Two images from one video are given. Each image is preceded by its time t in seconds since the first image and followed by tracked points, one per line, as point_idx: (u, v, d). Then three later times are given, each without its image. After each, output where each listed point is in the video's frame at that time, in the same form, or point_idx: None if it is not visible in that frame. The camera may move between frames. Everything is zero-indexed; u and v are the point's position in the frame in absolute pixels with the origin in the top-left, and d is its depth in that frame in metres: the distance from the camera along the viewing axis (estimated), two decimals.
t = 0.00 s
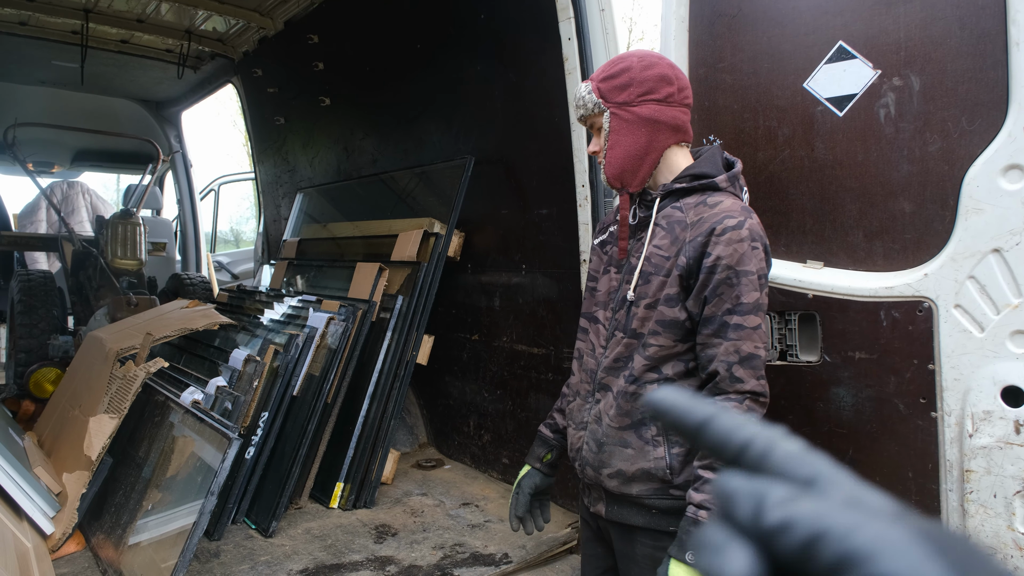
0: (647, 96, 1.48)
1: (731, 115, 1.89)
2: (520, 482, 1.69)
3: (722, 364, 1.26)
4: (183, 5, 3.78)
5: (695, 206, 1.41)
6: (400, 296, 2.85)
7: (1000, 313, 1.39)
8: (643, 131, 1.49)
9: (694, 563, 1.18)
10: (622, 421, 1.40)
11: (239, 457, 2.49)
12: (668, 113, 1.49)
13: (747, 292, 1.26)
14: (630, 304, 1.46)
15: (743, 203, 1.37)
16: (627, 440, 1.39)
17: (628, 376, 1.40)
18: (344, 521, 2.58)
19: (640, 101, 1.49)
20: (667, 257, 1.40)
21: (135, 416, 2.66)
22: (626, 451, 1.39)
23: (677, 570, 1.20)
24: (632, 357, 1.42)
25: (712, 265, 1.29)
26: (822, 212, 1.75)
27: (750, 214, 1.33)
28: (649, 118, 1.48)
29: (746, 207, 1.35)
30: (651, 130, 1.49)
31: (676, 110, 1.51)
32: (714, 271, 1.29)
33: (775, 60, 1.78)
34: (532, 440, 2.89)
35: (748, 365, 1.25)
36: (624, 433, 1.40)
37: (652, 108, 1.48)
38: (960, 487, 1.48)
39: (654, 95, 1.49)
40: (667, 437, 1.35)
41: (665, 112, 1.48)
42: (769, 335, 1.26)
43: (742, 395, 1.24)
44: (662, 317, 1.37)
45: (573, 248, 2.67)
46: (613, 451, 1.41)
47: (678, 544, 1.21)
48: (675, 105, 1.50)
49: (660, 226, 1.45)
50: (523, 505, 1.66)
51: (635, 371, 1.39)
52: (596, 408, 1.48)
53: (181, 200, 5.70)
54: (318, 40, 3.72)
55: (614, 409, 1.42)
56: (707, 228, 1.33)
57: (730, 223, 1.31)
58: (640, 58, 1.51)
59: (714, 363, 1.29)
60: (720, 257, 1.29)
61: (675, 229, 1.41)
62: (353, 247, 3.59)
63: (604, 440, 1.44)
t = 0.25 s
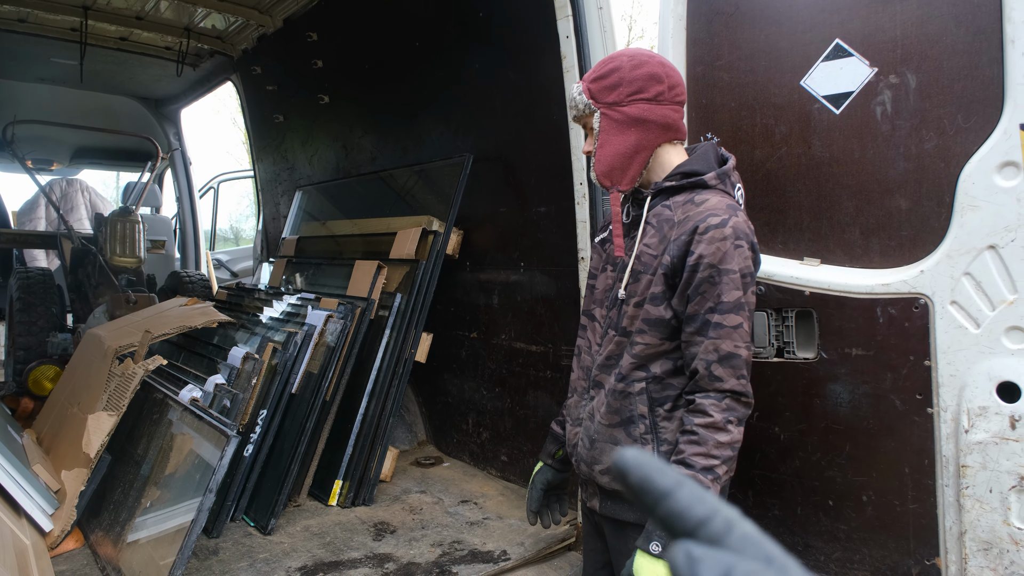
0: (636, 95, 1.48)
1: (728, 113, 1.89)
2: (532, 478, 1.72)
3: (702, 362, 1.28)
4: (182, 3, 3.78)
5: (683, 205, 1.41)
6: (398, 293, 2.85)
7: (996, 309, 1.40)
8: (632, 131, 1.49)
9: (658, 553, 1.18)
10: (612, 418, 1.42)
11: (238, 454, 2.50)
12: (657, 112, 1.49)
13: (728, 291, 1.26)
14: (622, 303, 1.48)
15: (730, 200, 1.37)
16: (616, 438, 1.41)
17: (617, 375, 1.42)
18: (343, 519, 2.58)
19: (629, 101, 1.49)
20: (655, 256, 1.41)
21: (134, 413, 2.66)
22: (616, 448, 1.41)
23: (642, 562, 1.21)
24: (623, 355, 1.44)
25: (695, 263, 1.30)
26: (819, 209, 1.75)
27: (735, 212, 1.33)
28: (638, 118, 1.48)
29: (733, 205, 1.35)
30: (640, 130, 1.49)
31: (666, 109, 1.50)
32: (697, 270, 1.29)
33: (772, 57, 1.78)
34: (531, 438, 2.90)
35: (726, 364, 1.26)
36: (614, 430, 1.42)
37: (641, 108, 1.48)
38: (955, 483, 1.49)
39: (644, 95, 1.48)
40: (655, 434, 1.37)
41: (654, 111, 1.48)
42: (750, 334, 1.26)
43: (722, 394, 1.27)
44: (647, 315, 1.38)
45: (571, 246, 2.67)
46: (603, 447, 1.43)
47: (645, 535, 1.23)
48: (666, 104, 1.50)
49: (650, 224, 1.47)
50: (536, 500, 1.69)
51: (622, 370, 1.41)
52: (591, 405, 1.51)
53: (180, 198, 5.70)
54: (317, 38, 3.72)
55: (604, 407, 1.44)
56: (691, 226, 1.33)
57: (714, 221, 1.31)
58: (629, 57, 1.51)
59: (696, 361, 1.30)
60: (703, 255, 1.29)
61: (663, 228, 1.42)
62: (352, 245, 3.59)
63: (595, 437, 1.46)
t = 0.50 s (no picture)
0: (635, 103, 1.49)
1: (732, 119, 1.89)
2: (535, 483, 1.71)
3: (706, 370, 1.28)
4: (188, 15, 3.81)
5: (685, 211, 1.42)
6: (404, 302, 2.85)
7: (1005, 312, 1.39)
8: (632, 139, 1.50)
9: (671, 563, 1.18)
10: (617, 426, 1.41)
11: (245, 463, 2.46)
12: (657, 119, 1.49)
13: (730, 298, 1.26)
14: (625, 310, 1.48)
15: (732, 206, 1.37)
16: (623, 446, 1.40)
17: (621, 382, 1.42)
18: (351, 528, 2.58)
19: (628, 109, 1.50)
20: (657, 263, 1.42)
21: (141, 423, 2.68)
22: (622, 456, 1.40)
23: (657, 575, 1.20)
24: (628, 362, 1.44)
25: (697, 270, 1.30)
26: (825, 214, 1.74)
27: (736, 219, 1.33)
28: (638, 125, 1.49)
29: (734, 211, 1.35)
30: (640, 137, 1.49)
31: (665, 115, 1.50)
32: (699, 277, 1.29)
33: (775, 62, 1.78)
34: (538, 445, 2.89)
35: (730, 371, 1.26)
36: (620, 438, 1.41)
37: (640, 115, 1.49)
38: (968, 489, 1.48)
39: (642, 102, 1.49)
40: (661, 442, 1.36)
41: (653, 118, 1.48)
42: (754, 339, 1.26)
43: (726, 401, 1.27)
44: (652, 322, 1.38)
45: (576, 252, 2.67)
46: (610, 455, 1.42)
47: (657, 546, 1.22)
48: (665, 111, 1.50)
49: (652, 231, 1.47)
50: (538, 505, 1.68)
51: (627, 377, 1.40)
52: (597, 413, 1.50)
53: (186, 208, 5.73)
54: (321, 48, 3.75)
55: (610, 415, 1.43)
56: (693, 233, 1.34)
57: (716, 228, 1.31)
58: (628, 65, 1.51)
59: (700, 368, 1.30)
60: (705, 262, 1.29)
61: (665, 235, 1.43)
62: (358, 254, 3.60)
63: (601, 445, 1.45)
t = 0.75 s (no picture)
0: (636, 105, 1.49)
1: (735, 120, 1.89)
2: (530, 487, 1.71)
3: (715, 369, 1.28)
4: (191, 18, 3.83)
5: (688, 212, 1.41)
6: (406, 303, 2.87)
7: (1008, 313, 1.39)
8: (633, 140, 1.50)
9: (693, 566, 1.23)
10: (623, 427, 1.41)
11: (248, 465, 2.47)
12: (658, 121, 1.49)
13: (738, 297, 1.27)
14: (628, 311, 1.47)
15: (735, 207, 1.37)
16: (629, 446, 1.40)
17: (626, 383, 1.41)
18: (354, 529, 2.58)
19: (630, 111, 1.50)
20: (661, 264, 1.40)
21: (145, 425, 2.68)
22: (628, 456, 1.40)
23: None
24: (631, 363, 1.43)
25: (703, 271, 1.30)
26: (828, 215, 1.74)
27: (740, 219, 1.33)
28: (639, 127, 1.49)
29: (737, 211, 1.36)
30: (642, 139, 1.49)
31: (667, 117, 1.50)
32: (706, 277, 1.29)
33: (778, 64, 1.78)
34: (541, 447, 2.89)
35: (740, 369, 1.27)
36: (626, 438, 1.41)
37: (641, 117, 1.49)
38: (971, 488, 1.47)
39: (644, 104, 1.49)
40: (667, 441, 1.36)
41: (654, 120, 1.49)
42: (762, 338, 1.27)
43: (737, 399, 1.27)
44: (657, 323, 1.37)
45: (578, 253, 2.67)
46: (615, 456, 1.42)
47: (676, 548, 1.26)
48: (666, 112, 1.50)
49: (653, 231, 1.45)
50: (535, 508, 1.68)
51: (633, 378, 1.40)
52: (600, 414, 1.49)
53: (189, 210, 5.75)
54: (324, 51, 3.76)
55: (615, 416, 1.42)
56: (698, 234, 1.34)
57: (721, 228, 1.31)
58: (628, 67, 1.52)
59: (708, 368, 1.30)
60: (712, 262, 1.29)
61: (669, 236, 1.41)
62: (361, 256, 3.61)
63: (606, 445, 1.44)
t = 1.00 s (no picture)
0: (628, 100, 1.48)
1: (732, 114, 1.87)
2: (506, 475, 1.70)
3: (710, 361, 1.28)
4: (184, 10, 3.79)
5: (679, 206, 1.41)
6: (403, 298, 2.84)
7: (1005, 309, 1.41)
8: (625, 135, 1.49)
9: (692, 555, 1.23)
10: (616, 420, 1.40)
11: (244, 461, 2.48)
12: (650, 116, 1.48)
13: (732, 290, 1.26)
14: (618, 305, 1.45)
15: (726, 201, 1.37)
16: (622, 440, 1.39)
17: (620, 376, 1.40)
18: (351, 525, 2.57)
19: (622, 105, 1.48)
20: (653, 258, 1.40)
21: (140, 420, 2.67)
22: (622, 449, 1.39)
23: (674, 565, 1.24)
24: (623, 356, 1.42)
25: (697, 265, 1.30)
26: (826, 210, 1.73)
27: (733, 213, 1.33)
28: (631, 122, 1.48)
29: (729, 206, 1.36)
30: (633, 134, 1.49)
31: (658, 112, 1.50)
32: (700, 271, 1.29)
33: (775, 58, 1.77)
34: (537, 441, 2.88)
35: (734, 362, 1.27)
36: (619, 432, 1.40)
37: (632, 112, 1.48)
38: (966, 483, 1.49)
39: (635, 99, 1.48)
40: (660, 434, 1.36)
41: (646, 115, 1.48)
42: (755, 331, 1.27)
43: (730, 391, 1.27)
44: (651, 317, 1.37)
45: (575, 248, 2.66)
46: (608, 450, 1.41)
47: (673, 538, 1.25)
48: (657, 108, 1.50)
49: (644, 226, 1.45)
50: (511, 498, 1.66)
51: (626, 372, 1.39)
52: (590, 408, 1.47)
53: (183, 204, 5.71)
54: (319, 44, 3.73)
55: (608, 409, 1.42)
56: (692, 228, 1.33)
57: (714, 223, 1.31)
58: (620, 62, 1.51)
59: (703, 360, 1.30)
60: (706, 257, 1.29)
61: (659, 230, 1.41)
62: (356, 250, 3.59)
63: (599, 439, 1.43)
